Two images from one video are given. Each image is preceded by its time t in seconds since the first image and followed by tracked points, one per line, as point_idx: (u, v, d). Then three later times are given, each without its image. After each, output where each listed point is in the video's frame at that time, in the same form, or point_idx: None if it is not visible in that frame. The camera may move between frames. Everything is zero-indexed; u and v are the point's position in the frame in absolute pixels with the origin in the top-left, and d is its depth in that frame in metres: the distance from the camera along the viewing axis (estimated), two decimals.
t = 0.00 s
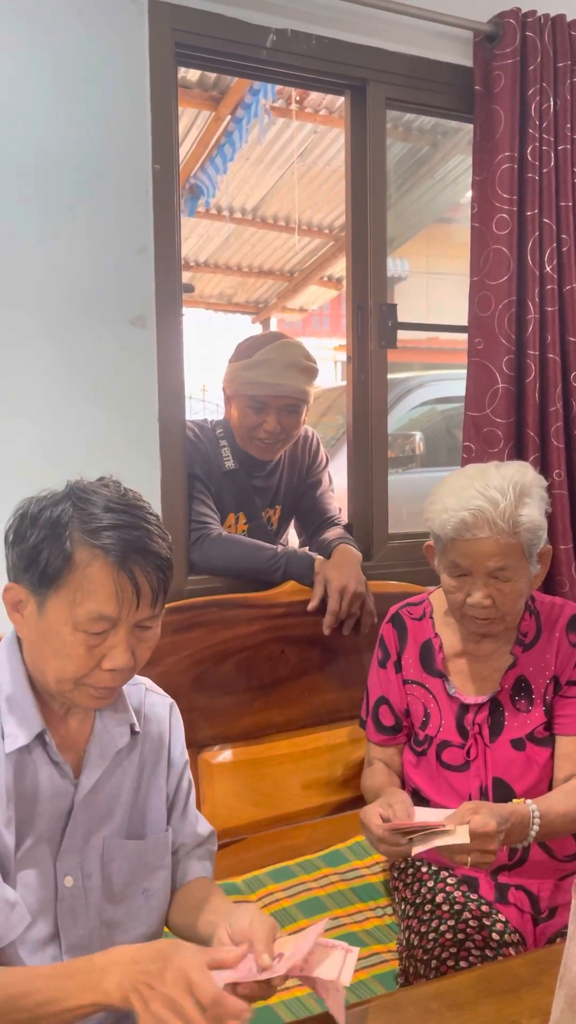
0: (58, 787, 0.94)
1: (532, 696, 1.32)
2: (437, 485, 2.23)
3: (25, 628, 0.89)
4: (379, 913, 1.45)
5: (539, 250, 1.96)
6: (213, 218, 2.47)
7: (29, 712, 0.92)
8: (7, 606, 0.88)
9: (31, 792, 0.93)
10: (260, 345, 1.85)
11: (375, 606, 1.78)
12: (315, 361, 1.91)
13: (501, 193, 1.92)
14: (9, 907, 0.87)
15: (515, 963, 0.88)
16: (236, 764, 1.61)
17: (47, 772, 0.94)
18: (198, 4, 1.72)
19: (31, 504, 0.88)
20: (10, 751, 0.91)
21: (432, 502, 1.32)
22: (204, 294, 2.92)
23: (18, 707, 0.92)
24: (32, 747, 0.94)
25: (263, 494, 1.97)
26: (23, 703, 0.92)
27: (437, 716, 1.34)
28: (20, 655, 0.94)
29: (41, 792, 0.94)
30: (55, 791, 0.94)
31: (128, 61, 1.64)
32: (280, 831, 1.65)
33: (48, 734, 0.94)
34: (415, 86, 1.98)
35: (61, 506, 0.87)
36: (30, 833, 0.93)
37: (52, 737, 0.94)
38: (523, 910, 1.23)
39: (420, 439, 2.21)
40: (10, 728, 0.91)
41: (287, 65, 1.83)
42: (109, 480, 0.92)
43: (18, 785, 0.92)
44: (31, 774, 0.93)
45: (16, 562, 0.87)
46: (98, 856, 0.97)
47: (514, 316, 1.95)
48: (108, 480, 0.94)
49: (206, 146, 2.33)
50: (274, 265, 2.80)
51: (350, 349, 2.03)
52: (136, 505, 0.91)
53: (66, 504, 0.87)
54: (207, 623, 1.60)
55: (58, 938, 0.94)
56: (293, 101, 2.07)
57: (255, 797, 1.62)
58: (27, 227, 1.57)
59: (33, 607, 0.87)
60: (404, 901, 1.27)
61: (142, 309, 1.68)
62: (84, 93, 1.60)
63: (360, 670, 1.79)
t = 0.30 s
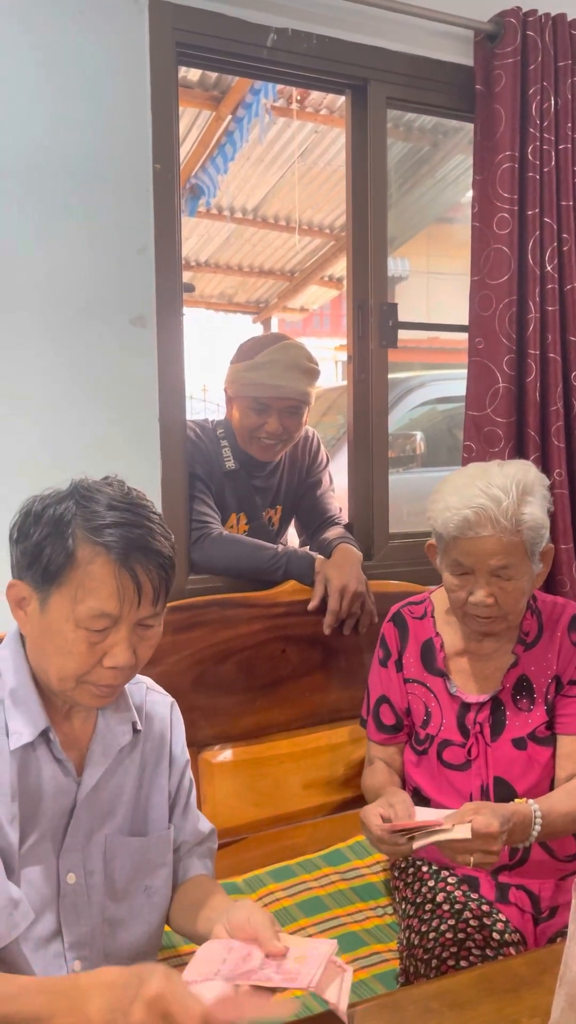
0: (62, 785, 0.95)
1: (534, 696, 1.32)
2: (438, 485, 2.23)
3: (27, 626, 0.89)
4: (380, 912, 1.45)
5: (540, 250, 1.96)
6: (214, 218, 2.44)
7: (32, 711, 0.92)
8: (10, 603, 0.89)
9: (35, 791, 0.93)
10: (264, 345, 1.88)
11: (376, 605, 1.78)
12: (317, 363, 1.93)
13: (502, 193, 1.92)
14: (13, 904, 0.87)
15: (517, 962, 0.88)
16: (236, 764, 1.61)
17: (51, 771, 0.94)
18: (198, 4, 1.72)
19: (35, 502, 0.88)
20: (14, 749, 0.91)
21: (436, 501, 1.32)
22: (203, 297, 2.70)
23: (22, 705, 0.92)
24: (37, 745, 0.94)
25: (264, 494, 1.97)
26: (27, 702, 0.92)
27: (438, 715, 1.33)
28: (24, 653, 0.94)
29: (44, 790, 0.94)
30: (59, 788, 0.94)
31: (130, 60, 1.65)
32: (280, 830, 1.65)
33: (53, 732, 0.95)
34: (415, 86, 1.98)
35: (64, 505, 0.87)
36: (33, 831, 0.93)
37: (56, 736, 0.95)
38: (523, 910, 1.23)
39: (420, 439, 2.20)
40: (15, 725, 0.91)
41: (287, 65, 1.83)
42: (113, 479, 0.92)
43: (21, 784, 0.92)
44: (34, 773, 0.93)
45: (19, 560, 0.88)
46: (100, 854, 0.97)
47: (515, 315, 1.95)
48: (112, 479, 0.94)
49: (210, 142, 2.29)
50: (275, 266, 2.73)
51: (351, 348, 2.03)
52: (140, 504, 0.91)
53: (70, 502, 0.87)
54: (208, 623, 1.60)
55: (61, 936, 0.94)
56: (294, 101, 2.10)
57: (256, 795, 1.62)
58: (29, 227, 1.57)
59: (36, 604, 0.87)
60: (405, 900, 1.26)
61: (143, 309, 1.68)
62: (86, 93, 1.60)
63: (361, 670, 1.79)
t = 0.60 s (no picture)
0: (62, 784, 0.95)
1: (535, 696, 1.32)
2: (438, 485, 2.23)
3: (28, 626, 0.89)
4: (380, 913, 1.45)
5: (540, 251, 1.96)
6: (214, 218, 2.40)
7: (31, 710, 0.92)
8: (11, 603, 0.89)
9: (35, 791, 0.93)
10: (270, 345, 1.89)
11: (376, 606, 1.78)
12: (320, 367, 1.95)
13: (502, 194, 1.92)
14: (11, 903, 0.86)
15: (516, 962, 0.88)
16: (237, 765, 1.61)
17: (52, 772, 0.94)
18: (197, 5, 1.72)
19: (36, 503, 0.88)
20: (14, 749, 0.91)
21: (437, 504, 1.32)
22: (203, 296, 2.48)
23: (22, 706, 0.92)
24: (37, 744, 0.94)
25: (265, 494, 1.97)
26: (27, 702, 0.92)
27: (440, 716, 1.34)
28: (25, 653, 0.94)
29: (45, 790, 0.94)
30: (59, 788, 0.94)
31: (132, 62, 1.65)
32: (281, 831, 1.65)
33: (53, 732, 0.95)
34: (414, 86, 1.98)
35: (65, 506, 0.87)
36: (35, 831, 0.93)
37: (57, 737, 0.95)
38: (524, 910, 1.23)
39: (421, 439, 2.19)
40: (15, 725, 0.91)
41: (286, 66, 1.83)
42: (114, 480, 0.93)
43: (22, 784, 0.92)
44: (35, 773, 0.94)
45: (19, 560, 0.88)
46: (101, 854, 0.97)
47: (515, 315, 1.95)
48: (113, 481, 0.94)
49: (209, 143, 2.35)
50: (276, 266, 2.58)
51: (351, 348, 2.03)
52: (140, 506, 0.91)
53: (69, 503, 0.87)
54: (209, 623, 1.61)
55: (61, 936, 0.94)
56: (294, 102, 2.17)
57: (257, 796, 1.62)
58: (30, 229, 1.57)
59: (35, 605, 0.87)
60: (405, 901, 1.26)
61: (143, 309, 1.68)
62: (87, 94, 1.61)
63: (362, 670, 1.79)
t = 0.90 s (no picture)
0: (61, 785, 0.95)
1: (536, 696, 1.32)
2: (439, 485, 2.23)
3: (26, 627, 0.89)
4: (380, 914, 1.45)
5: (539, 252, 1.96)
6: (214, 218, 2.47)
7: (30, 710, 0.92)
8: (9, 603, 0.89)
9: (35, 791, 0.94)
10: (267, 352, 1.86)
11: (375, 606, 1.78)
12: (318, 373, 1.91)
13: (501, 194, 1.92)
14: (11, 905, 0.86)
15: (515, 962, 0.89)
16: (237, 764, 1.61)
17: (52, 773, 0.94)
18: (197, 5, 1.72)
19: (34, 503, 0.89)
20: (13, 750, 0.91)
21: (437, 505, 1.33)
22: (204, 295, 2.90)
23: (21, 706, 0.92)
24: (36, 745, 0.94)
25: (266, 496, 1.97)
26: (26, 702, 0.92)
27: (440, 716, 1.34)
28: (23, 653, 0.94)
29: (44, 791, 0.94)
30: (59, 789, 0.94)
31: (131, 64, 1.65)
32: (280, 830, 1.65)
33: (51, 733, 0.95)
34: (413, 87, 1.98)
35: (62, 507, 0.87)
36: (35, 831, 0.93)
37: (56, 737, 0.95)
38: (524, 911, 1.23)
39: (420, 439, 2.21)
40: (13, 726, 0.91)
41: (284, 66, 1.83)
42: (113, 481, 0.93)
43: (21, 784, 0.92)
44: (35, 774, 0.94)
45: (17, 560, 0.88)
46: (100, 854, 0.98)
47: (514, 316, 1.95)
48: (112, 481, 0.95)
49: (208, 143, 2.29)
50: (275, 266, 2.79)
51: (350, 348, 2.03)
52: (138, 506, 0.91)
53: (68, 503, 0.88)
54: (208, 623, 1.61)
55: (61, 937, 0.94)
56: (293, 101, 2.08)
57: (257, 796, 1.62)
58: (29, 229, 1.58)
59: (33, 605, 0.87)
60: (404, 901, 1.26)
61: (142, 310, 1.69)
62: (86, 95, 1.61)
63: (361, 670, 1.79)
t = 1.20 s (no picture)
0: (58, 787, 0.95)
1: (536, 696, 1.32)
2: (438, 485, 2.23)
3: (24, 627, 0.89)
4: (379, 915, 1.45)
5: (538, 251, 1.96)
6: (213, 219, 2.46)
7: (27, 712, 0.92)
8: (7, 604, 0.89)
9: (32, 793, 0.93)
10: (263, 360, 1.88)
11: (374, 606, 1.78)
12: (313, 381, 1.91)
13: (500, 194, 1.92)
14: (4, 908, 0.86)
15: (514, 963, 0.88)
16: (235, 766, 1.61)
17: (48, 774, 0.94)
18: (197, 6, 1.72)
19: (31, 503, 0.88)
20: (9, 752, 0.91)
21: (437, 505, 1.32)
22: (204, 296, 2.89)
23: (18, 707, 0.92)
24: (32, 747, 0.94)
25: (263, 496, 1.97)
26: (23, 703, 0.92)
27: (439, 716, 1.34)
28: (20, 654, 0.94)
29: (41, 792, 0.94)
30: (56, 790, 0.94)
31: (130, 65, 1.65)
32: (279, 831, 1.65)
33: (48, 734, 0.94)
34: (411, 86, 1.98)
35: (60, 508, 0.87)
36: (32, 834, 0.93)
37: (52, 738, 0.95)
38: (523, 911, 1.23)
39: (420, 440, 2.22)
40: (10, 727, 0.91)
41: (283, 66, 1.83)
42: (112, 481, 0.92)
43: (18, 786, 0.92)
44: (32, 775, 0.93)
45: (15, 561, 0.88)
46: (97, 856, 0.98)
47: (513, 315, 1.95)
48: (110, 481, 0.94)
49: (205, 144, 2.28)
50: (274, 266, 2.79)
51: (349, 348, 2.02)
52: (136, 507, 0.91)
53: (66, 503, 0.87)
54: (207, 623, 1.60)
55: (58, 939, 0.94)
56: (292, 102, 2.08)
57: (255, 797, 1.62)
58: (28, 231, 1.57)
59: (31, 606, 0.87)
60: (403, 902, 1.26)
61: (140, 310, 1.68)
62: (85, 95, 1.61)
63: (360, 671, 1.79)
